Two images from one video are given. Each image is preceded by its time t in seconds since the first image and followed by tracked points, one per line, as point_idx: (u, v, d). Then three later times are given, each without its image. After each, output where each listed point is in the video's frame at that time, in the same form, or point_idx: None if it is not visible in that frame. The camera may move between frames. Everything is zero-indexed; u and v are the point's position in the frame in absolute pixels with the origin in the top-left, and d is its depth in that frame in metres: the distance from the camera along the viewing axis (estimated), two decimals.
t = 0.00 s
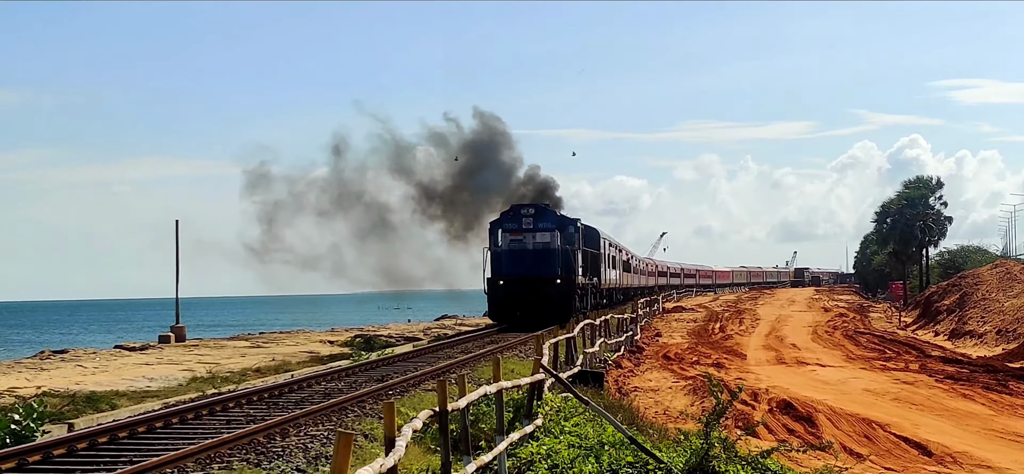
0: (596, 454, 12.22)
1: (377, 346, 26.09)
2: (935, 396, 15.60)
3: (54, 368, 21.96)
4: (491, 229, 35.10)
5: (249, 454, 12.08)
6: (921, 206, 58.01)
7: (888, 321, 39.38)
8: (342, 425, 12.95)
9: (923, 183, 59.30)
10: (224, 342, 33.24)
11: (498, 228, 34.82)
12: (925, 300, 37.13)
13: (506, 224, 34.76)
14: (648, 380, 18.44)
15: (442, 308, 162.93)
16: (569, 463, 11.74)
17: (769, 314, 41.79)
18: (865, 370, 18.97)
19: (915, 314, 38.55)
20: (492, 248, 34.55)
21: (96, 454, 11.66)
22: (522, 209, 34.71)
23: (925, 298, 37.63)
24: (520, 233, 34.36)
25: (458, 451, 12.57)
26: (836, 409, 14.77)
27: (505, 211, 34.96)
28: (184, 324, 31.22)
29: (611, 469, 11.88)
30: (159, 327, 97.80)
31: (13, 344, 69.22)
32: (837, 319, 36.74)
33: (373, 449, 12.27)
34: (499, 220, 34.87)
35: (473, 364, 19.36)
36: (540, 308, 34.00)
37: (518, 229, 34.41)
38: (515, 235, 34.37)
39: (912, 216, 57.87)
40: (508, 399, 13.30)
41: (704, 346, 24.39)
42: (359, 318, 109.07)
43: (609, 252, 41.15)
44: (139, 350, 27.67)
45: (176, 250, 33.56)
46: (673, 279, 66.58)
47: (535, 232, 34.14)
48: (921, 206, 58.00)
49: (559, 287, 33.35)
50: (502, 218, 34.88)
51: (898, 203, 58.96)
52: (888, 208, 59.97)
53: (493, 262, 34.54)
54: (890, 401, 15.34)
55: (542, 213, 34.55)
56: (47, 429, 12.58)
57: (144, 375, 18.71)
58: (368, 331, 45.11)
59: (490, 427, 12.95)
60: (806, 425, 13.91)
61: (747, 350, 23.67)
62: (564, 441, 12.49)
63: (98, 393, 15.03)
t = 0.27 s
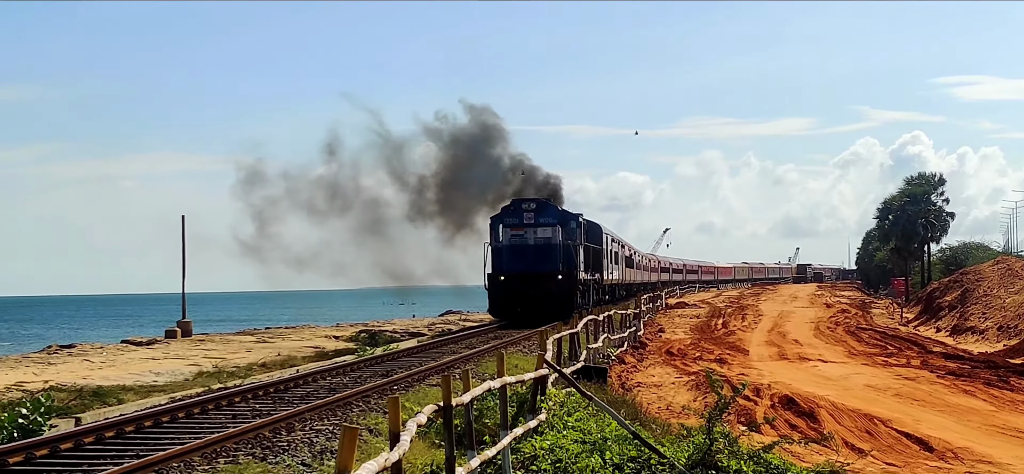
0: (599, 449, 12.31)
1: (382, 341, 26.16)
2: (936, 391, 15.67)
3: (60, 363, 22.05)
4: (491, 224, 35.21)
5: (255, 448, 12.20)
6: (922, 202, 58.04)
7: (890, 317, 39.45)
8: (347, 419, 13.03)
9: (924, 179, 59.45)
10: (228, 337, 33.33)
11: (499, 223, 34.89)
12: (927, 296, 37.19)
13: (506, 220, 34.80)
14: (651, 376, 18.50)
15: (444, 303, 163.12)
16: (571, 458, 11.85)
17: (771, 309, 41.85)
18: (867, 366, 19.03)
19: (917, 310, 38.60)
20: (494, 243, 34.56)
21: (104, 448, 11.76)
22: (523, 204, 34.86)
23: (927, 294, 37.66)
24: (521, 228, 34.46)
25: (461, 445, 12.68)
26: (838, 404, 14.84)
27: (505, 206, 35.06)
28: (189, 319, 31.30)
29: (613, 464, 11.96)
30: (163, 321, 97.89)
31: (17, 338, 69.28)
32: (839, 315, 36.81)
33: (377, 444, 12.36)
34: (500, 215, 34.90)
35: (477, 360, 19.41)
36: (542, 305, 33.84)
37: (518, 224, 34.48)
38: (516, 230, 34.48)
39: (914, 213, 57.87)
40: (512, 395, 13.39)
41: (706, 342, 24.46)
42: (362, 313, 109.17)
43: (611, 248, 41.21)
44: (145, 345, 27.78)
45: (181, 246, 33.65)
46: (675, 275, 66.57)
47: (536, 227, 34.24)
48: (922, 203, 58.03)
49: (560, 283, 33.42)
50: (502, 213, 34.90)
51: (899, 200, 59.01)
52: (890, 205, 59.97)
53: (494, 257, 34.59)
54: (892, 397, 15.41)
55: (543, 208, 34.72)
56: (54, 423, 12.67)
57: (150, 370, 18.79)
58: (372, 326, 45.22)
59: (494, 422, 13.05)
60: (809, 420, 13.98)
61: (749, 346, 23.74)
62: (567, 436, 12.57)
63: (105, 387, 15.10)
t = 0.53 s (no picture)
0: (603, 445, 12.41)
1: (386, 338, 26.26)
2: (938, 387, 15.75)
3: (68, 360, 22.17)
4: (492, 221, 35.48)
5: (261, 444, 12.31)
6: (924, 199, 58.12)
7: (893, 313, 39.53)
8: (353, 415, 13.12)
9: (926, 176, 59.54)
10: (234, 335, 33.45)
11: (500, 219, 35.14)
12: (929, 292, 37.25)
13: (507, 216, 35.02)
14: (655, 372, 18.59)
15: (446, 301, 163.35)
16: (576, 454, 11.94)
17: (774, 306, 41.92)
18: (870, 362, 19.11)
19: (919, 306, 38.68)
20: (495, 240, 34.82)
21: (111, 444, 11.87)
22: (524, 200, 34.94)
23: (929, 289, 37.75)
24: (522, 225, 34.74)
25: (466, 441, 12.78)
26: (841, 400, 14.92)
27: (507, 202, 35.16)
28: (196, 316, 31.44)
29: (617, 459, 12.07)
30: (168, 319, 98.12)
31: (24, 335, 69.50)
32: (842, 311, 36.89)
33: (382, 440, 12.46)
34: (500, 212, 35.05)
35: (482, 356, 19.51)
36: (543, 302, 33.87)
37: (520, 220, 34.72)
38: (517, 227, 34.77)
39: (916, 210, 57.96)
40: (516, 391, 13.50)
41: (710, 338, 24.55)
42: (366, 311, 109.41)
43: (613, 244, 41.31)
44: (151, 342, 27.90)
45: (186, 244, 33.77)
46: (678, 272, 66.69)
47: (537, 223, 34.47)
48: (924, 200, 58.10)
49: (562, 280, 33.33)
50: (503, 210, 35.05)
51: (901, 197, 59.13)
52: (892, 202, 60.12)
53: (494, 254, 34.86)
54: (894, 392, 15.49)
55: (545, 204, 34.70)
56: (62, 419, 12.76)
57: (157, 367, 18.89)
58: (376, 323, 45.36)
59: (499, 418, 13.15)
60: (811, 416, 14.07)
61: (752, 342, 23.82)
62: (572, 432, 12.66)
63: (113, 384, 15.20)
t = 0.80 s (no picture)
0: (605, 443, 12.42)
1: (389, 337, 26.27)
2: (941, 385, 15.74)
3: (71, 360, 22.18)
4: (491, 219, 35.35)
5: (264, 443, 12.32)
6: (926, 197, 58.08)
7: (896, 311, 39.55)
8: (356, 414, 13.13)
9: (928, 173, 59.51)
10: (236, 334, 33.44)
11: (500, 217, 35.01)
12: (931, 290, 37.22)
13: (507, 214, 34.91)
14: (658, 370, 18.58)
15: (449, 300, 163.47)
16: (578, 452, 11.94)
17: (777, 304, 41.91)
18: (873, 360, 19.10)
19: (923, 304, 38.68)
20: (495, 238, 34.72)
21: (115, 444, 11.87)
22: (524, 198, 34.81)
23: (932, 287, 37.71)
24: (521, 222, 34.57)
25: (469, 440, 12.79)
26: (844, 398, 14.91)
27: (507, 200, 35.05)
28: (198, 315, 31.42)
29: (620, 458, 12.08)
30: (170, 318, 98.18)
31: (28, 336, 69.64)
32: (844, 309, 36.89)
33: (386, 439, 12.47)
34: (500, 209, 35.00)
35: (485, 355, 19.52)
36: (544, 301, 33.94)
37: (519, 218, 34.55)
38: (517, 225, 34.58)
39: (919, 207, 58.01)
40: (519, 390, 13.52)
41: (713, 336, 24.54)
42: (367, 310, 109.43)
43: (615, 242, 41.32)
44: (154, 342, 27.91)
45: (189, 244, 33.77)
46: (681, 270, 66.74)
47: (537, 221, 34.31)
48: (926, 197, 58.07)
49: (562, 279, 33.38)
50: (503, 207, 35.02)
51: (904, 194, 59.22)
52: (895, 200, 60.23)
53: (494, 252, 34.80)
54: (897, 390, 15.47)
55: (544, 201, 34.68)
56: (65, 419, 12.77)
57: (160, 367, 18.88)
58: (379, 322, 45.39)
59: (502, 416, 13.16)
60: (814, 414, 14.06)
61: (755, 340, 23.83)
62: (575, 430, 12.67)
63: (115, 383, 15.17)
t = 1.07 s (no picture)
0: (608, 444, 12.43)
1: (392, 338, 26.26)
2: (945, 386, 15.72)
3: (74, 361, 22.18)
4: (490, 219, 35.21)
5: (267, 445, 12.33)
6: (929, 197, 58.12)
7: (898, 312, 39.57)
8: (359, 416, 13.12)
9: (931, 174, 59.49)
10: (239, 335, 33.48)
11: (499, 217, 34.97)
12: (935, 291, 37.18)
13: (506, 213, 34.90)
14: (661, 371, 18.58)
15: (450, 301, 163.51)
16: (581, 452, 11.96)
17: (780, 305, 41.86)
18: (876, 361, 19.08)
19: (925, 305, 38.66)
20: (494, 238, 34.72)
21: (118, 445, 11.89)
22: (524, 197, 34.81)
23: (935, 288, 37.68)
24: (521, 222, 34.61)
25: (473, 441, 12.80)
26: (847, 399, 14.90)
27: (507, 200, 35.07)
28: (202, 317, 31.45)
29: (623, 459, 12.10)
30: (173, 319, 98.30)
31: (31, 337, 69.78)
32: (846, 311, 36.87)
33: (388, 440, 12.49)
34: (500, 209, 34.99)
35: (488, 356, 19.53)
36: (544, 302, 33.84)
37: (519, 218, 34.62)
38: (516, 225, 34.62)
39: (922, 208, 57.98)
40: (523, 391, 13.53)
41: (716, 337, 24.53)
42: (369, 310, 109.46)
43: (617, 243, 41.32)
44: (157, 343, 27.92)
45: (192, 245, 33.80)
46: (683, 270, 66.73)
47: (537, 221, 34.38)
48: (929, 198, 58.11)
49: (562, 279, 33.39)
50: (502, 207, 35.00)
51: (906, 195, 59.21)
52: (897, 200, 60.24)
53: (493, 253, 34.81)
54: (900, 391, 15.46)
55: (544, 200, 34.69)
56: (68, 420, 12.77)
57: (163, 368, 18.88)
58: (382, 323, 45.40)
59: (505, 418, 13.16)
60: (817, 415, 14.05)
61: (758, 341, 23.82)
62: (578, 432, 12.68)
63: (118, 384, 15.19)
